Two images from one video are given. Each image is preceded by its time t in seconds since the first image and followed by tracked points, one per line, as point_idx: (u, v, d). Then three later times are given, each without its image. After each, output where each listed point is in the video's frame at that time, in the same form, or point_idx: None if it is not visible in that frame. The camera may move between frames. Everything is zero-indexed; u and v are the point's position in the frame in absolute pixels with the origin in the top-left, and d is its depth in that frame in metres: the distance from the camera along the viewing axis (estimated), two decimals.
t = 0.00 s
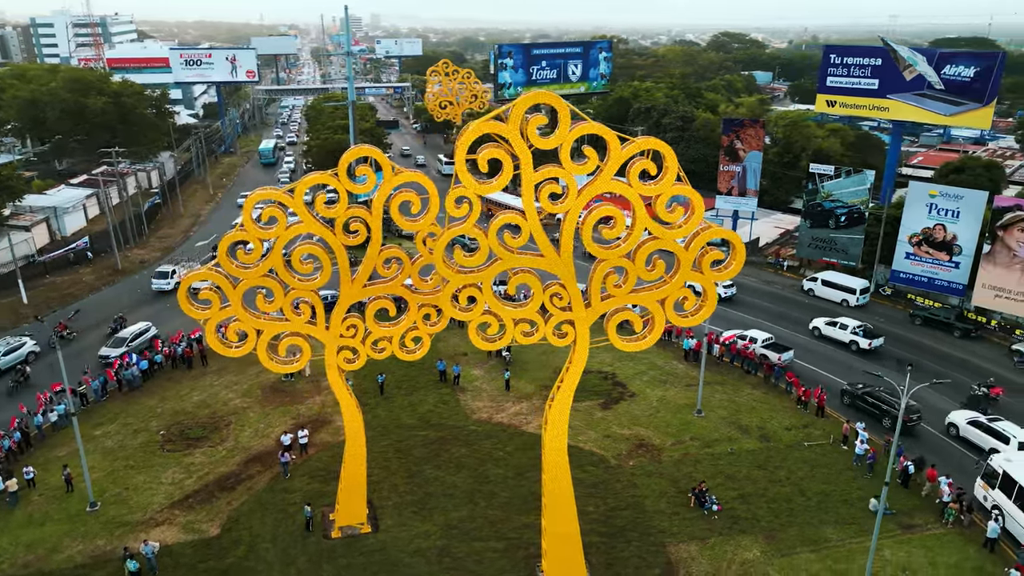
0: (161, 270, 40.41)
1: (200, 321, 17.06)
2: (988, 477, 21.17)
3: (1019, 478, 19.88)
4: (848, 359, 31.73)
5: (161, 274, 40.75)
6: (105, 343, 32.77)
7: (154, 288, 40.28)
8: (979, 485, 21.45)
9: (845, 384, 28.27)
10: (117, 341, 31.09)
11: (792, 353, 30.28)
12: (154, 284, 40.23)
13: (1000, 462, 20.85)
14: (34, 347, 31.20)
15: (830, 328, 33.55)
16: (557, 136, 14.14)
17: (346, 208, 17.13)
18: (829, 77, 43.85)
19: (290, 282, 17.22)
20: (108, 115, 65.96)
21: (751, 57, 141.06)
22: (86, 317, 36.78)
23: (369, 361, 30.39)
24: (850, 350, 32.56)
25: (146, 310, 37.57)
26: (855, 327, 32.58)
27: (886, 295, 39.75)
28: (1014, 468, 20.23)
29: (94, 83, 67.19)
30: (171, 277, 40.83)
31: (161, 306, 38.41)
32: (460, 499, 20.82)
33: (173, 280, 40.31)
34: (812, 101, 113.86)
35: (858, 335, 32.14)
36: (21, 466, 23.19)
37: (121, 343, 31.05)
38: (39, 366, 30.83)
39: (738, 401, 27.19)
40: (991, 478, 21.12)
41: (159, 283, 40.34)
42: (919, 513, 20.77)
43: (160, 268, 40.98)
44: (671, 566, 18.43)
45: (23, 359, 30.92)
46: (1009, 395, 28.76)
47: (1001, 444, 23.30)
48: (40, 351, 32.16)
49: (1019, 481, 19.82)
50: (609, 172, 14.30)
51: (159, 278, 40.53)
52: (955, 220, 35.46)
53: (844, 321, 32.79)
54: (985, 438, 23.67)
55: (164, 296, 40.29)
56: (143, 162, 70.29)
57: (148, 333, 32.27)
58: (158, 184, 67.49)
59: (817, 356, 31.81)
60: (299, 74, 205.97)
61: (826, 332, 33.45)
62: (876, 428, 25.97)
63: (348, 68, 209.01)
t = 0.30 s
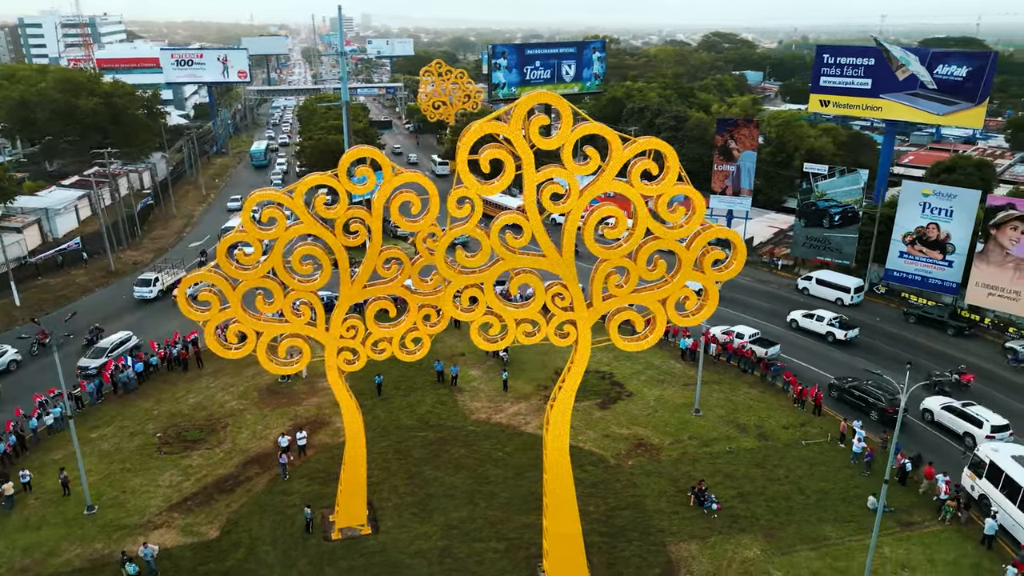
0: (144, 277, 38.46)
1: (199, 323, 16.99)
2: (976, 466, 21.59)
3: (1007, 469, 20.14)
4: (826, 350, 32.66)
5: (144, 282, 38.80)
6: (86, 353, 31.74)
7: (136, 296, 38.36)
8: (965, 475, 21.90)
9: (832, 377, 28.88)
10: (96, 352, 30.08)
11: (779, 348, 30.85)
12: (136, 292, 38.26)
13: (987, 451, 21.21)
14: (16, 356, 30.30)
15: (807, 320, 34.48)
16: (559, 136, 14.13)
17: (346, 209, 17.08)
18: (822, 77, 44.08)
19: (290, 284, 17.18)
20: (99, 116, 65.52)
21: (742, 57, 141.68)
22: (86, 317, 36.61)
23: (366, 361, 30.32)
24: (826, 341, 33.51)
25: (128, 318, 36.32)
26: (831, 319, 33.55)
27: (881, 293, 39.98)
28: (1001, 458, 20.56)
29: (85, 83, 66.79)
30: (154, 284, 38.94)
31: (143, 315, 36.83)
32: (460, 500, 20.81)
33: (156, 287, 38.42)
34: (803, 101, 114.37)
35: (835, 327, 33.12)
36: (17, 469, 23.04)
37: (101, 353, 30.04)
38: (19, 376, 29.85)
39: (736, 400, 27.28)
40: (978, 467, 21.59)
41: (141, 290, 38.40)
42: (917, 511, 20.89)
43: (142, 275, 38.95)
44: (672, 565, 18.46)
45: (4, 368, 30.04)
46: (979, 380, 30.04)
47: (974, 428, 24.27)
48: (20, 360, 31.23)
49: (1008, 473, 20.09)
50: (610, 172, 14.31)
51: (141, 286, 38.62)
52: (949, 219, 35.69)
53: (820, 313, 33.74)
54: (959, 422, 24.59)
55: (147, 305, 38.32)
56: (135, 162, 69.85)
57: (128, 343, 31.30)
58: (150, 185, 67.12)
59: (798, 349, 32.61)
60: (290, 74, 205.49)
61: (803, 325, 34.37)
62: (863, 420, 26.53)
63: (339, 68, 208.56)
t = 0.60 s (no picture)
0: (125, 285, 37.10)
1: (200, 324, 16.93)
2: (963, 457, 22.12)
3: (994, 459, 20.80)
4: (807, 342, 33.51)
5: (126, 289, 37.16)
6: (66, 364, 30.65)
7: (118, 305, 37.01)
8: (953, 465, 22.41)
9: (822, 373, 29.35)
10: (77, 362, 29.53)
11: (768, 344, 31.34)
12: (118, 301, 36.86)
13: (974, 442, 21.79)
14: None
15: (787, 314, 35.38)
16: (563, 137, 14.13)
17: (347, 209, 17.03)
18: (817, 77, 44.16)
19: (292, 285, 17.12)
20: (92, 117, 65.15)
21: (735, 57, 142.09)
22: (81, 319, 36.25)
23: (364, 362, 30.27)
24: (806, 333, 34.41)
25: (112, 325, 35.31)
26: (810, 312, 34.46)
27: (876, 292, 40.16)
28: (989, 448, 21.20)
29: (78, 84, 66.42)
30: (137, 292, 37.53)
31: (126, 324, 35.56)
32: (461, 501, 20.79)
33: (139, 295, 37.02)
34: (796, 101, 114.75)
35: (814, 320, 34.03)
36: (14, 472, 22.90)
37: (83, 363, 29.54)
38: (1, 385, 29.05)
39: (734, 399, 27.35)
40: (964, 457, 22.11)
41: (123, 298, 37.00)
42: (916, 509, 20.99)
43: (125, 284, 37.67)
44: (674, 564, 18.49)
45: None
46: (952, 368, 31.22)
47: (950, 414, 25.23)
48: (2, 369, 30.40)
49: (1003, 468, 20.38)
50: (613, 172, 14.31)
51: (123, 295, 37.28)
52: (944, 218, 35.87)
53: (799, 307, 34.65)
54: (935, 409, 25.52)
55: (129, 314, 36.87)
56: (128, 163, 69.50)
57: (110, 352, 30.74)
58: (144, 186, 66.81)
59: (783, 343, 33.28)
60: (283, 75, 204.92)
61: (783, 318, 35.27)
62: (853, 415, 26.94)
63: (332, 68, 208.08)
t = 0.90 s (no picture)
0: (106, 294, 35.81)
1: (203, 326, 16.86)
2: (950, 447, 22.42)
3: (982, 450, 21.10)
4: (790, 335, 34.24)
5: (107, 298, 35.90)
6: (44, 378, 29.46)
7: (99, 314, 35.70)
8: (941, 455, 22.71)
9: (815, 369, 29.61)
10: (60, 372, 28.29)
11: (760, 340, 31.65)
12: (99, 310, 35.58)
13: (961, 432, 22.16)
14: None
15: (768, 308, 36.12)
16: (567, 137, 14.14)
17: (350, 210, 17.00)
18: (813, 77, 44.28)
19: (294, 286, 17.08)
20: (86, 118, 64.88)
21: (729, 57, 142.49)
22: (83, 319, 36.17)
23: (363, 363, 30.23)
24: (787, 326, 35.19)
25: (98, 332, 34.39)
26: (791, 306, 35.20)
27: (873, 292, 40.29)
28: (976, 438, 21.51)
29: (71, 84, 66.19)
30: (119, 301, 36.22)
31: (108, 334, 34.31)
32: (463, 501, 20.79)
33: (121, 304, 35.74)
34: (790, 100, 115.07)
35: (794, 313, 34.81)
36: (13, 475, 22.78)
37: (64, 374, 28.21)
38: None
39: (734, 399, 27.41)
40: (952, 447, 22.41)
41: (104, 308, 35.73)
42: (916, 507, 21.07)
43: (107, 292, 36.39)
44: (677, 563, 18.52)
45: None
46: (928, 357, 32.26)
47: (928, 401, 26.11)
48: None
49: (997, 463, 20.47)
50: (617, 173, 14.34)
51: (104, 304, 35.99)
52: (940, 218, 36.01)
53: (780, 300, 35.38)
54: (914, 398, 26.37)
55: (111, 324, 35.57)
56: (123, 164, 69.24)
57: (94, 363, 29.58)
58: (139, 187, 66.54)
59: (771, 337, 33.72)
60: (276, 75, 204.41)
61: (764, 311, 35.97)
62: (846, 411, 27.10)
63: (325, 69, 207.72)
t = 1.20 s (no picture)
0: (86, 302, 34.32)
1: (205, 327, 16.80)
2: (938, 437, 23.02)
3: (975, 445, 21.32)
4: (773, 328, 35.03)
5: (87, 307, 34.50)
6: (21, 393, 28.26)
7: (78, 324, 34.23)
8: (929, 445, 23.36)
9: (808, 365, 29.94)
10: (40, 386, 26.96)
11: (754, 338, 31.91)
12: (78, 320, 34.10)
13: (948, 422, 22.74)
14: None
15: (751, 302, 36.91)
16: (571, 137, 14.15)
17: (352, 210, 16.97)
18: (809, 77, 44.45)
19: (297, 287, 17.05)
20: (80, 118, 64.58)
21: (722, 57, 142.68)
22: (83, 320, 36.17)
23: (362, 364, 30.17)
24: (768, 320, 35.99)
25: (79, 342, 33.01)
26: (773, 300, 36.03)
27: (870, 291, 40.50)
28: (964, 429, 22.02)
29: (65, 85, 66.03)
30: (99, 310, 34.68)
31: (88, 345, 32.82)
32: (464, 502, 20.77)
33: (101, 314, 34.25)
34: (784, 100, 115.30)
35: (776, 307, 35.70)
36: (12, 478, 22.67)
37: (45, 388, 26.91)
38: None
39: (733, 398, 27.47)
40: (940, 437, 23.05)
41: (83, 317, 34.26)
42: (916, 505, 21.16)
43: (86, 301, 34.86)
44: (679, 563, 18.55)
45: None
46: (904, 348, 33.21)
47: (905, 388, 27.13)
48: None
49: (994, 460, 20.60)
50: (621, 173, 14.36)
51: (84, 313, 34.52)
52: (936, 217, 36.19)
53: (761, 295, 36.16)
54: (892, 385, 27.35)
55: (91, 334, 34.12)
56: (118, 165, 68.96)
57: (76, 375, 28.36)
58: (133, 187, 66.22)
59: (762, 333, 34.12)
60: (269, 75, 203.88)
61: (746, 306, 36.74)
62: (839, 407, 27.42)
63: (319, 69, 207.31)
